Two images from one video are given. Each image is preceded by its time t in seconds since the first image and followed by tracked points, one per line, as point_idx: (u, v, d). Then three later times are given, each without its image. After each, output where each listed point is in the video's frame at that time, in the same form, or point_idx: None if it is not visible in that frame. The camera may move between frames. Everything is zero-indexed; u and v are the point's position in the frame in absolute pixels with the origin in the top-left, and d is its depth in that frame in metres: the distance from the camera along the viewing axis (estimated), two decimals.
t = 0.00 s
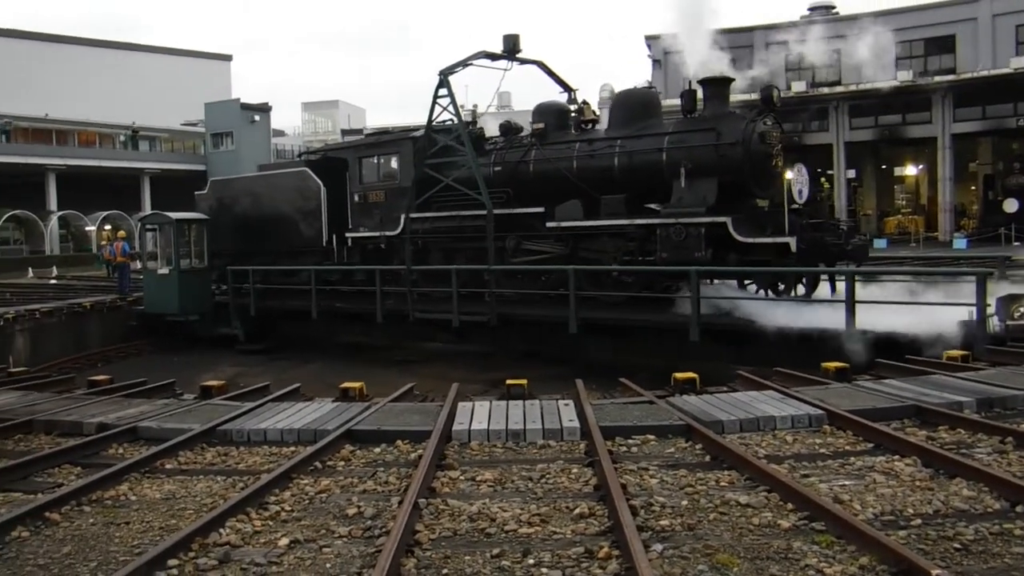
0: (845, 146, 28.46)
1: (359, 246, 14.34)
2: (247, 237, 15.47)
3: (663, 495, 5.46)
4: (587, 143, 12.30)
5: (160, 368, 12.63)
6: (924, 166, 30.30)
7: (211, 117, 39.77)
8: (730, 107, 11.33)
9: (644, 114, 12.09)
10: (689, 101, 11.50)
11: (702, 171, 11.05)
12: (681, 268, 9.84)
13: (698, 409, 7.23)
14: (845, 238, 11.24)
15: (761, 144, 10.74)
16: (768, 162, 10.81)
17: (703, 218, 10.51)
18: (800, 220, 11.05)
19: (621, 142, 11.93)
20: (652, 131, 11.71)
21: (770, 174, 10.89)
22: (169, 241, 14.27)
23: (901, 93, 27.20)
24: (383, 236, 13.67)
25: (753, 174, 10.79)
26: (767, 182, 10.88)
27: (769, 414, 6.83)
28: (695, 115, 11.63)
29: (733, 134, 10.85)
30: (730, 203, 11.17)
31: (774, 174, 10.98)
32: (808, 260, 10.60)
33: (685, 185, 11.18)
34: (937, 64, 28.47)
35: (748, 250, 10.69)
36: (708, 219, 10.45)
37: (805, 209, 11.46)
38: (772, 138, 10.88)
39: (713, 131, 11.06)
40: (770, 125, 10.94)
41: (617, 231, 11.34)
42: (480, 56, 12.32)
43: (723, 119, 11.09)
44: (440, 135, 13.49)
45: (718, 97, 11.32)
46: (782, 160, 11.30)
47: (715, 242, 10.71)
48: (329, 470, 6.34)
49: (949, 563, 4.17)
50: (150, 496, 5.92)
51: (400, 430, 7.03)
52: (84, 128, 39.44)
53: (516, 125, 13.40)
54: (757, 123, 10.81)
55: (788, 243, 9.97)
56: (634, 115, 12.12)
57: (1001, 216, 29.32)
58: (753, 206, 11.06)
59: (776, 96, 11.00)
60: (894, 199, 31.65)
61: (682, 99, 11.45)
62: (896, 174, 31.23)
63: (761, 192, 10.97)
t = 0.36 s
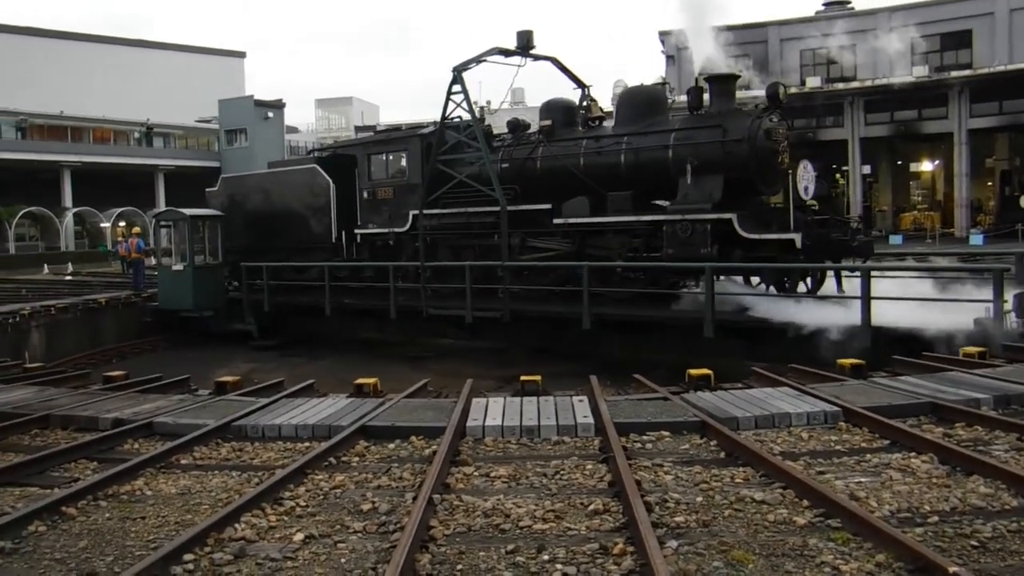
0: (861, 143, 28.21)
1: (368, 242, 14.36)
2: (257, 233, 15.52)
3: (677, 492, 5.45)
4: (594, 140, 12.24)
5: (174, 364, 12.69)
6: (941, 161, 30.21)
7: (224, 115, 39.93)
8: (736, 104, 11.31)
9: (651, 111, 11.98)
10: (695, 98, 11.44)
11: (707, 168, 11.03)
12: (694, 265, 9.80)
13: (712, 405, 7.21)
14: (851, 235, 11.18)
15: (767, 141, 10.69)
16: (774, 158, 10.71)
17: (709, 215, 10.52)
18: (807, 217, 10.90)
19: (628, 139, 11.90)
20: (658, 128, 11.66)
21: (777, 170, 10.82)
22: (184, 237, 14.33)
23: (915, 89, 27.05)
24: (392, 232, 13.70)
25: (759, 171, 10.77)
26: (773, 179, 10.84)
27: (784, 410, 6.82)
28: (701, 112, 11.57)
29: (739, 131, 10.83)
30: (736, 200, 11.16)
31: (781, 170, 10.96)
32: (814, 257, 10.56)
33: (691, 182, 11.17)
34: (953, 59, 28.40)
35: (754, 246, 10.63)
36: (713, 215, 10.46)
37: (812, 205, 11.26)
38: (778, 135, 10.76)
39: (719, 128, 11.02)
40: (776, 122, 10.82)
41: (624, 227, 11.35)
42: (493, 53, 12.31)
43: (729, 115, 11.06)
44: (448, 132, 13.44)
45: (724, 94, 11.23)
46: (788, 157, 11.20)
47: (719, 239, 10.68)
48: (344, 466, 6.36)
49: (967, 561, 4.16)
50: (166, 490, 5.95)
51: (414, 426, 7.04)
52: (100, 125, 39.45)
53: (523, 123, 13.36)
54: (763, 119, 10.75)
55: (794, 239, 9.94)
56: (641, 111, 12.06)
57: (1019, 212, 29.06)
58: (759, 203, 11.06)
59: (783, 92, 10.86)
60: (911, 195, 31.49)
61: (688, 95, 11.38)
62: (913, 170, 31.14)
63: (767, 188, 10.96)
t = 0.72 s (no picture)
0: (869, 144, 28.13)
1: (371, 244, 14.36)
2: (262, 235, 15.55)
3: (686, 494, 5.45)
4: (595, 142, 12.25)
5: (182, 366, 12.72)
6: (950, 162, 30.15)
7: (233, 117, 40.09)
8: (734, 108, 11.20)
9: (651, 112, 12.03)
10: (695, 100, 11.39)
11: (706, 170, 11.01)
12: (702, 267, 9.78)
13: (720, 408, 7.20)
14: (850, 236, 11.09)
15: (766, 143, 10.66)
16: (774, 160, 10.67)
17: (707, 217, 10.48)
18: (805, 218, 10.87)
19: (629, 141, 11.90)
20: (659, 130, 11.64)
21: (776, 172, 10.79)
22: (192, 239, 14.36)
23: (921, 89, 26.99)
24: (394, 234, 13.72)
25: (758, 172, 10.74)
26: (774, 181, 10.82)
27: (793, 412, 6.80)
28: (701, 114, 11.53)
29: (738, 133, 10.79)
30: (735, 201, 11.14)
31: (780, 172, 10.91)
32: (813, 258, 10.55)
33: (691, 184, 11.14)
34: (962, 60, 28.28)
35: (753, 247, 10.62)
36: (712, 217, 10.44)
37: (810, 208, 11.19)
38: (777, 136, 10.72)
39: (718, 130, 10.99)
40: (775, 124, 10.81)
41: (623, 229, 11.35)
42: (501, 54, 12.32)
43: (728, 118, 11.03)
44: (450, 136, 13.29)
45: (724, 97, 11.17)
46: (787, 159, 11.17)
47: (719, 240, 10.64)
48: (352, 468, 6.36)
49: (978, 564, 4.14)
50: (176, 492, 5.97)
51: (422, 428, 7.04)
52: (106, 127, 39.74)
53: (525, 125, 13.37)
54: (763, 122, 10.74)
55: (792, 241, 9.91)
56: (641, 113, 12.05)
57: None
58: (759, 204, 11.04)
59: (782, 95, 10.83)
60: (919, 196, 31.41)
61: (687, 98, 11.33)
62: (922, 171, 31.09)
63: (766, 190, 10.94)
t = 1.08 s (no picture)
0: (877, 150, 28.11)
1: (372, 250, 14.51)
2: (265, 240, 15.59)
3: (693, 501, 5.43)
4: (593, 149, 12.26)
5: (189, 370, 12.74)
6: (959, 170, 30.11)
7: (240, 122, 40.23)
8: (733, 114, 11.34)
9: (650, 120, 12.10)
10: (693, 107, 11.57)
11: (703, 177, 11.01)
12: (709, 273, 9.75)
13: (728, 414, 7.18)
14: (846, 243, 10.92)
15: (763, 151, 10.69)
16: (770, 167, 10.73)
17: (704, 223, 10.45)
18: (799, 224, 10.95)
19: (626, 148, 11.85)
20: (657, 137, 11.64)
21: (772, 180, 10.85)
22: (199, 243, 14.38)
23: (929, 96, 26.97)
24: (395, 239, 13.76)
25: (755, 179, 10.75)
26: (770, 187, 10.86)
27: (801, 419, 6.78)
28: (699, 121, 11.63)
29: (734, 140, 10.76)
30: (732, 208, 11.22)
31: (776, 179, 10.96)
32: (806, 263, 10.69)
33: (688, 191, 11.13)
34: (970, 67, 28.24)
35: (750, 253, 10.72)
36: (708, 223, 10.38)
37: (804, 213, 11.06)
38: (773, 144, 10.77)
39: (715, 138, 11.00)
40: (772, 132, 10.87)
41: (620, 235, 11.42)
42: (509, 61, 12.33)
43: (726, 125, 11.02)
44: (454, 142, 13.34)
45: (720, 105, 11.26)
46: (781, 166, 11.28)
47: (716, 247, 10.66)
48: (358, 473, 6.37)
49: (987, 572, 4.12)
50: (182, 496, 5.97)
51: (428, 433, 7.05)
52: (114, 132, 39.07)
53: (525, 132, 13.44)
54: (760, 129, 10.73)
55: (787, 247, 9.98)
56: (640, 121, 12.12)
57: None
58: (756, 211, 11.10)
59: (779, 102, 10.79)
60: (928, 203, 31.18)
61: (686, 105, 11.52)
62: (930, 178, 30.90)
63: (762, 197, 10.98)
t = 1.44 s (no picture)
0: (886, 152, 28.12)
1: (374, 249, 14.49)
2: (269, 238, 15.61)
3: (701, 502, 5.43)
4: (593, 150, 12.25)
5: (196, 368, 12.77)
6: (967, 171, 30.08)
7: (248, 120, 40.30)
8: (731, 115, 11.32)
9: (649, 120, 12.10)
10: (692, 108, 11.62)
11: (701, 178, 11.00)
12: (716, 274, 9.71)
13: (737, 416, 7.17)
14: (841, 244, 11.04)
15: (761, 152, 10.70)
16: (769, 168, 10.75)
17: (702, 223, 10.43)
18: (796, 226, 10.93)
19: (626, 149, 11.85)
20: (656, 138, 11.61)
21: (770, 180, 10.89)
22: (207, 241, 14.41)
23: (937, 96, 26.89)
24: (397, 238, 13.77)
25: (753, 181, 10.75)
26: (768, 187, 10.87)
27: (809, 420, 6.78)
28: (698, 123, 11.68)
29: (732, 141, 10.75)
30: (730, 209, 11.20)
31: (775, 180, 10.98)
32: (801, 265, 10.62)
33: (686, 192, 11.13)
34: (980, 68, 28.14)
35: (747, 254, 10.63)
36: (706, 223, 10.37)
37: (802, 215, 11.17)
38: (771, 145, 10.79)
39: (713, 139, 10.99)
40: (770, 133, 10.87)
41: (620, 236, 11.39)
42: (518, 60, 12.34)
43: (724, 126, 11.01)
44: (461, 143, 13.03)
45: (719, 106, 11.24)
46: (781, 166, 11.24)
47: (714, 247, 10.60)
48: (365, 471, 6.37)
49: None
50: (190, 494, 5.99)
51: (436, 433, 7.05)
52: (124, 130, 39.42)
53: (525, 132, 13.46)
54: (758, 130, 10.74)
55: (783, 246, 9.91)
56: (639, 122, 12.10)
57: None
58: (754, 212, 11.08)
59: (776, 104, 10.85)
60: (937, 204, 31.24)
61: (686, 105, 11.60)
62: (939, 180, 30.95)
63: (761, 197, 10.98)
